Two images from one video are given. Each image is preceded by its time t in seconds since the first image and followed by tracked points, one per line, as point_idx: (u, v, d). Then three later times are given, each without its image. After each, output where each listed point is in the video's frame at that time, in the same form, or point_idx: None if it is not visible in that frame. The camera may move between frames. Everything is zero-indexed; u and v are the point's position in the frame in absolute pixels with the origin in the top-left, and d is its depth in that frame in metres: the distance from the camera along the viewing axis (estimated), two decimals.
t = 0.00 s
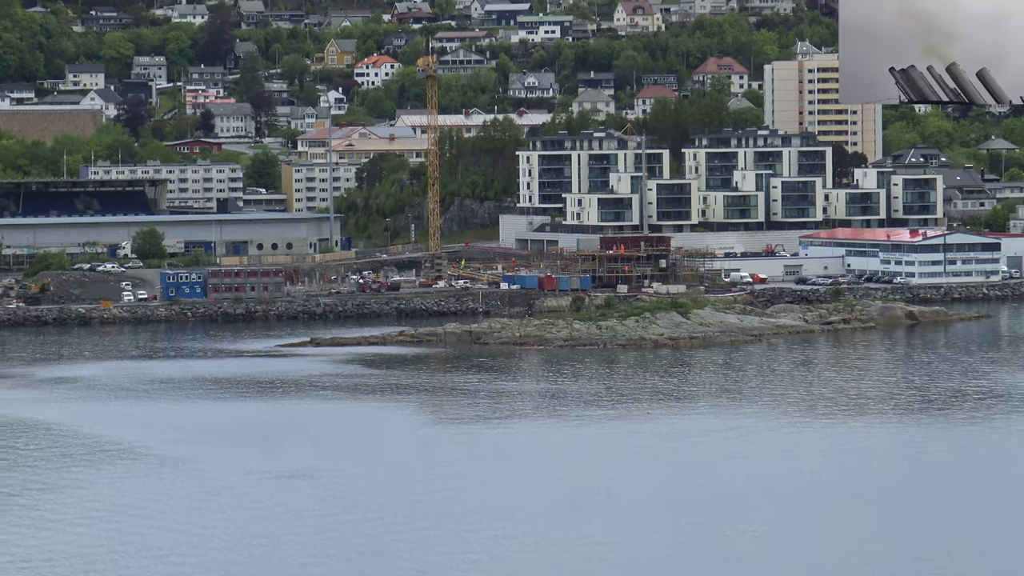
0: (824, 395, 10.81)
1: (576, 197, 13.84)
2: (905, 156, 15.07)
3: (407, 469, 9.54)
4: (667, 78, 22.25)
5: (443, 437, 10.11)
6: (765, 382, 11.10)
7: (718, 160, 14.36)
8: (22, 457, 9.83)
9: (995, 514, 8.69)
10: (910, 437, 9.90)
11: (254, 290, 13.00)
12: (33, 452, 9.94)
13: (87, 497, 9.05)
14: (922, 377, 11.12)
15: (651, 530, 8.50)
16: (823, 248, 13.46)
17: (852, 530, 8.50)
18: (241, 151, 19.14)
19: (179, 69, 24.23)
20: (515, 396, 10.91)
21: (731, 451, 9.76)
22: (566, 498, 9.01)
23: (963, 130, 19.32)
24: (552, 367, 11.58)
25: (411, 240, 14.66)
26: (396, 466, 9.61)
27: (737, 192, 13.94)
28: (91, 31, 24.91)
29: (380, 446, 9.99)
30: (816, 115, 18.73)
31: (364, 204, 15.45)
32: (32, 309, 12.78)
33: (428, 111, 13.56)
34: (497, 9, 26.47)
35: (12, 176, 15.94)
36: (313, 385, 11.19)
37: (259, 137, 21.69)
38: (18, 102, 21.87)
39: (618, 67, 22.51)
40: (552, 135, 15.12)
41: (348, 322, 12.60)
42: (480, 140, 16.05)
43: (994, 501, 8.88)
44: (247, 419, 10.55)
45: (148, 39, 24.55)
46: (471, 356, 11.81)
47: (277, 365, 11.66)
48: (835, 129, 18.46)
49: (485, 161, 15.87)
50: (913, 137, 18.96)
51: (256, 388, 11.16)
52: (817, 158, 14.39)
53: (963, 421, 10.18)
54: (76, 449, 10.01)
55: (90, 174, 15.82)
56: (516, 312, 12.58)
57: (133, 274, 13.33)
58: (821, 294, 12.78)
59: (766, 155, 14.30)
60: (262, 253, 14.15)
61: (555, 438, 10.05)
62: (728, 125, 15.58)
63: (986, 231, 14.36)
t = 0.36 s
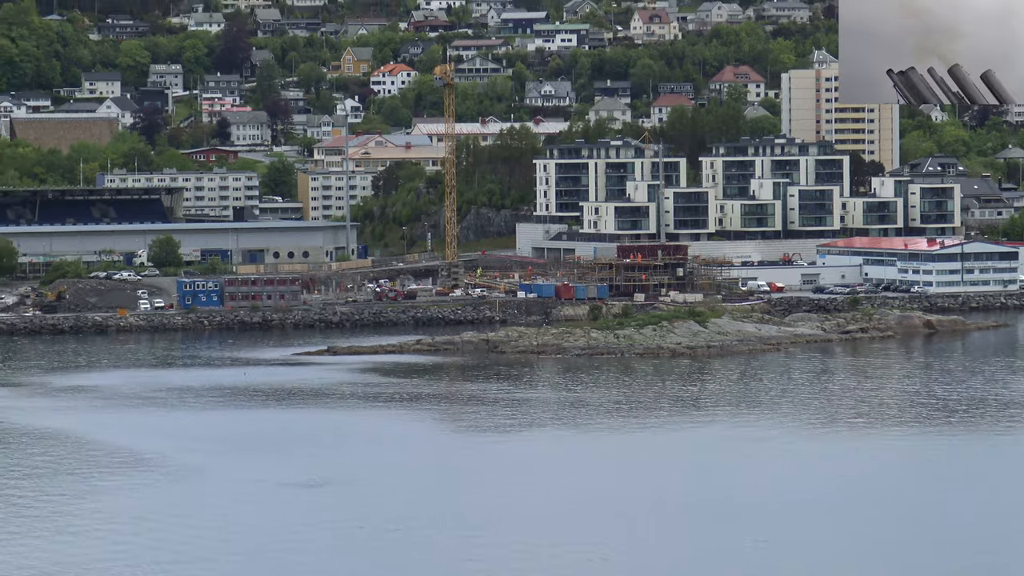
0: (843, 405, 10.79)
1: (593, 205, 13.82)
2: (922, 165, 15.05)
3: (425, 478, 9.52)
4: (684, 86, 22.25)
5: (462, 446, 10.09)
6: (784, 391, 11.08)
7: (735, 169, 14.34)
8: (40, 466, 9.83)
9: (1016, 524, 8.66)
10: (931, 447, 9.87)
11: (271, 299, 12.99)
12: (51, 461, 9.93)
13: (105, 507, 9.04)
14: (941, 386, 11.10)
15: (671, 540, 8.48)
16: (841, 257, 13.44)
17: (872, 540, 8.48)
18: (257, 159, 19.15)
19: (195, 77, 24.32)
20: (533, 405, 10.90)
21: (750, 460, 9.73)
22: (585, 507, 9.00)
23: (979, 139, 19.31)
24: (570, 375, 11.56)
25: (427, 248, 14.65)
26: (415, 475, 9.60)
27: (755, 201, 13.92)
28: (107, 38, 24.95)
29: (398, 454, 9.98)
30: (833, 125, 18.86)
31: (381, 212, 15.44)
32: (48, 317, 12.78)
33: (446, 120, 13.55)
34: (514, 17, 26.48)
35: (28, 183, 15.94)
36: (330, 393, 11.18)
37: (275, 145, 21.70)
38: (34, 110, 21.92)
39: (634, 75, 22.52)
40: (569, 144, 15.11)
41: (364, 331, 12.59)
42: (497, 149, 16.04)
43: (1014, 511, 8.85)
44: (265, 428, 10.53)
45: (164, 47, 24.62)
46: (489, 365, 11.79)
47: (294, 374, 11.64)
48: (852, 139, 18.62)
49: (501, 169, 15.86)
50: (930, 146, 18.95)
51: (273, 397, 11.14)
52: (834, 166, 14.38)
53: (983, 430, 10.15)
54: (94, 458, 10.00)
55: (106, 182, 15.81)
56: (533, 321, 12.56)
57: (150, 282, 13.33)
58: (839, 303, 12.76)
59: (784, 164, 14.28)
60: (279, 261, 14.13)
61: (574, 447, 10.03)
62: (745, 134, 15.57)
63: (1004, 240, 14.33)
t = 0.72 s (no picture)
0: (871, 414, 10.75)
1: (613, 214, 13.81)
2: (943, 172, 15.00)
3: (451, 488, 9.50)
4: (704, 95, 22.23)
5: (487, 455, 10.06)
6: (809, 400, 11.05)
7: (756, 177, 14.32)
8: (64, 474, 9.83)
9: None
10: (958, 456, 9.84)
11: (291, 307, 12.98)
12: (74, 470, 9.92)
13: (130, 515, 9.04)
14: (967, 394, 11.07)
15: (699, 549, 8.46)
16: (862, 266, 13.42)
17: (901, 551, 8.44)
18: (276, 167, 19.16)
19: (215, 86, 24.44)
20: (558, 414, 10.87)
21: (777, 469, 9.70)
22: (612, 517, 8.97)
23: (1000, 147, 19.29)
24: (592, 384, 11.54)
25: (448, 257, 14.63)
26: (441, 484, 9.58)
27: (776, 209, 13.90)
28: (127, 48, 25.01)
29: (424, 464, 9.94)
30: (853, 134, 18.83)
31: (400, 221, 15.43)
32: (68, 326, 12.79)
33: (466, 128, 13.54)
34: (534, 26, 26.49)
35: (47, 192, 15.96)
36: (354, 402, 11.16)
37: (294, 154, 21.71)
38: (52, 120, 22.04)
39: (654, 84, 22.53)
40: (589, 152, 15.10)
41: (385, 340, 12.57)
42: (516, 157, 16.04)
43: None
44: (288, 437, 10.51)
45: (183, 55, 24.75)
46: (511, 374, 11.77)
47: (315, 383, 11.62)
48: (872, 148, 18.69)
49: (521, 178, 15.85)
50: (950, 155, 18.93)
51: (296, 406, 11.13)
52: (855, 175, 14.36)
53: (1011, 439, 10.11)
54: (118, 467, 10.00)
55: (125, 191, 15.82)
56: (554, 329, 12.55)
57: (169, 291, 13.32)
58: (861, 311, 12.73)
59: (804, 172, 14.26)
60: (299, 269, 14.12)
61: (601, 456, 10.01)
62: (765, 142, 15.55)
63: None
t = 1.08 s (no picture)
0: (902, 421, 10.71)
1: (638, 220, 13.80)
2: (968, 179, 14.79)
3: (481, 495, 9.47)
4: (728, 102, 22.21)
5: (516, 463, 10.03)
6: (838, 407, 11.01)
7: (782, 183, 14.29)
8: (92, 482, 9.83)
9: None
10: (990, 463, 9.79)
11: (317, 314, 12.97)
12: (103, 477, 9.93)
13: (159, 523, 9.04)
14: (997, 401, 11.02)
15: (728, 557, 8.42)
16: (888, 272, 13.39)
17: (935, 559, 8.39)
18: (301, 174, 19.18)
19: (237, 92, 24.85)
20: (585, 421, 10.84)
21: (808, 477, 9.66)
22: (640, 524, 8.94)
23: None
24: (620, 390, 11.52)
25: (472, 264, 14.62)
26: (470, 492, 9.55)
27: (801, 215, 13.86)
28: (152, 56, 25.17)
29: (453, 471, 9.92)
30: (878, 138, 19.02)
31: (425, 228, 15.42)
32: (93, 333, 12.80)
33: (491, 135, 13.53)
34: (557, 33, 26.63)
35: (72, 199, 15.99)
36: (381, 409, 11.13)
37: (318, 161, 21.72)
38: (76, 127, 22.11)
39: (678, 91, 22.53)
40: (615, 158, 15.08)
41: (411, 346, 12.56)
42: (541, 164, 16.03)
43: None
44: (316, 444, 10.49)
45: (206, 62, 24.92)
46: (538, 381, 11.75)
47: (343, 390, 11.61)
48: (897, 153, 18.76)
49: (546, 184, 15.84)
50: (976, 161, 18.90)
51: (323, 413, 11.10)
52: (881, 181, 14.32)
53: None
54: (146, 474, 9.99)
55: (150, 199, 15.84)
56: (579, 336, 12.53)
57: (194, 298, 13.33)
58: (887, 317, 12.70)
59: (830, 179, 14.23)
60: (324, 276, 14.11)
61: (631, 462, 9.98)
62: (791, 148, 15.52)
63: None
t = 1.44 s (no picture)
0: (926, 428, 10.68)
1: (658, 227, 13.79)
2: (990, 186, 14.66)
3: (503, 504, 9.45)
4: (747, 108, 22.20)
5: (538, 471, 10.00)
6: (860, 415, 10.98)
7: (802, 191, 14.26)
8: (115, 489, 9.83)
9: None
10: (1015, 472, 9.74)
11: (336, 321, 12.95)
12: (124, 485, 9.92)
13: (182, 531, 9.02)
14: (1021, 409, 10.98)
15: (750, 566, 8.39)
16: (909, 280, 13.36)
17: (960, 569, 8.35)
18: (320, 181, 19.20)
19: (256, 101, 25.07)
20: (607, 429, 10.82)
21: (832, 485, 9.63)
22: (662, 533, 8.89)
23: None
24: (640, 398, 11.50)
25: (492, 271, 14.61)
26: (490, 500, 9.53)
27: (822, 222, 13.83)
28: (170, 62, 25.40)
29: (474, 479, 9.90)
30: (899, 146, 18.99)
31: (445, 235, 15.41)
32: (113, 340, 12.80)
33: (512, 141, 13.51)
34: (577, 39, 26.95)
35: (91, 205, 16.02)
36: (402, 417, 11.11)
37: (337, 168, 21.68)
38: (95, 134, 22.18)
39: (697, 98, 22.53)
40: (635, 165, 15.07)
41: (431, 354, 12.54)
42: (561, 171, 16.02)
43: None
44: (337, 452, 10.47)
45: (226, 70, 25.09)
46: (559, 388, 11.73)
47: (363, 398, 11.59)
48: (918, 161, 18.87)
49: (566, 192, 15.83)
50: (997, 168, 18.88)
51: (344, 421, 11.09)
52: (902, 188, 14.30)
53: None
54: (167, 481, 9.98)
55: (169, 205, 15.85)
56: (600, 343, 12.50)
57: (213, 305, 13.33)
58: (908, 325, 12.67)
59: (850, 186, 14.21)
60: (344, 283, 14.11)
61: (654, 471, 9.95)
62: (811, 156, 15.52)
63: None
